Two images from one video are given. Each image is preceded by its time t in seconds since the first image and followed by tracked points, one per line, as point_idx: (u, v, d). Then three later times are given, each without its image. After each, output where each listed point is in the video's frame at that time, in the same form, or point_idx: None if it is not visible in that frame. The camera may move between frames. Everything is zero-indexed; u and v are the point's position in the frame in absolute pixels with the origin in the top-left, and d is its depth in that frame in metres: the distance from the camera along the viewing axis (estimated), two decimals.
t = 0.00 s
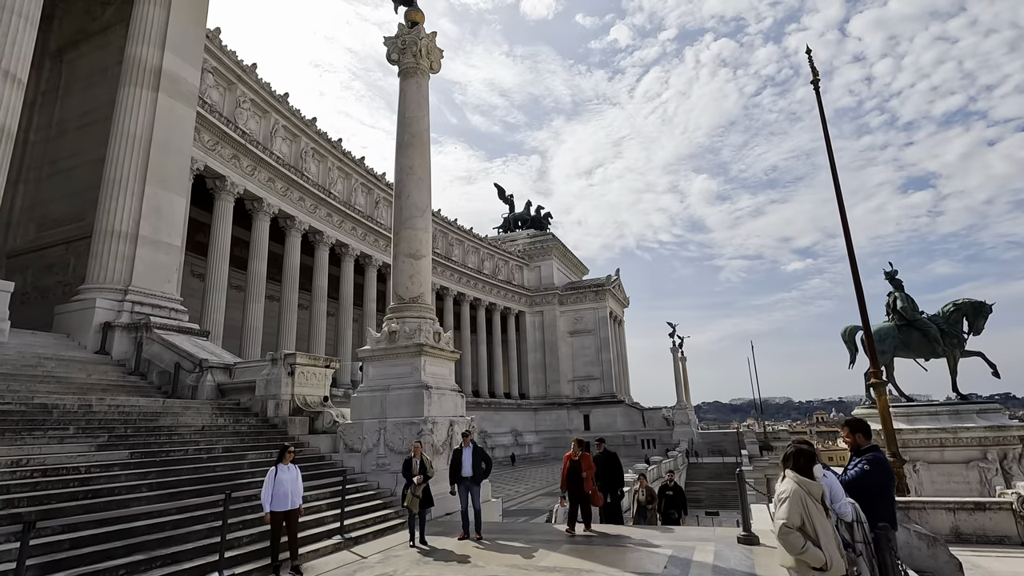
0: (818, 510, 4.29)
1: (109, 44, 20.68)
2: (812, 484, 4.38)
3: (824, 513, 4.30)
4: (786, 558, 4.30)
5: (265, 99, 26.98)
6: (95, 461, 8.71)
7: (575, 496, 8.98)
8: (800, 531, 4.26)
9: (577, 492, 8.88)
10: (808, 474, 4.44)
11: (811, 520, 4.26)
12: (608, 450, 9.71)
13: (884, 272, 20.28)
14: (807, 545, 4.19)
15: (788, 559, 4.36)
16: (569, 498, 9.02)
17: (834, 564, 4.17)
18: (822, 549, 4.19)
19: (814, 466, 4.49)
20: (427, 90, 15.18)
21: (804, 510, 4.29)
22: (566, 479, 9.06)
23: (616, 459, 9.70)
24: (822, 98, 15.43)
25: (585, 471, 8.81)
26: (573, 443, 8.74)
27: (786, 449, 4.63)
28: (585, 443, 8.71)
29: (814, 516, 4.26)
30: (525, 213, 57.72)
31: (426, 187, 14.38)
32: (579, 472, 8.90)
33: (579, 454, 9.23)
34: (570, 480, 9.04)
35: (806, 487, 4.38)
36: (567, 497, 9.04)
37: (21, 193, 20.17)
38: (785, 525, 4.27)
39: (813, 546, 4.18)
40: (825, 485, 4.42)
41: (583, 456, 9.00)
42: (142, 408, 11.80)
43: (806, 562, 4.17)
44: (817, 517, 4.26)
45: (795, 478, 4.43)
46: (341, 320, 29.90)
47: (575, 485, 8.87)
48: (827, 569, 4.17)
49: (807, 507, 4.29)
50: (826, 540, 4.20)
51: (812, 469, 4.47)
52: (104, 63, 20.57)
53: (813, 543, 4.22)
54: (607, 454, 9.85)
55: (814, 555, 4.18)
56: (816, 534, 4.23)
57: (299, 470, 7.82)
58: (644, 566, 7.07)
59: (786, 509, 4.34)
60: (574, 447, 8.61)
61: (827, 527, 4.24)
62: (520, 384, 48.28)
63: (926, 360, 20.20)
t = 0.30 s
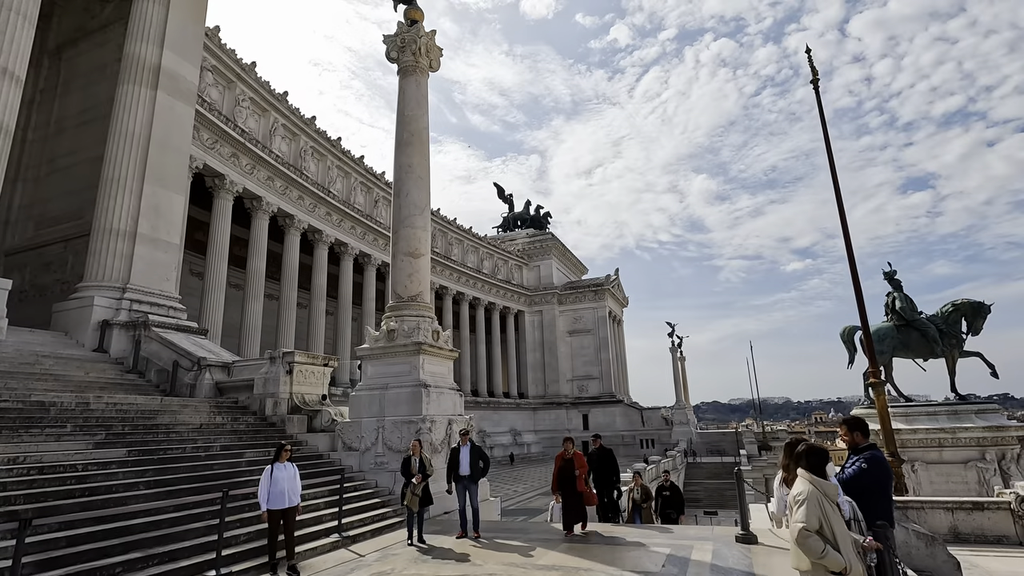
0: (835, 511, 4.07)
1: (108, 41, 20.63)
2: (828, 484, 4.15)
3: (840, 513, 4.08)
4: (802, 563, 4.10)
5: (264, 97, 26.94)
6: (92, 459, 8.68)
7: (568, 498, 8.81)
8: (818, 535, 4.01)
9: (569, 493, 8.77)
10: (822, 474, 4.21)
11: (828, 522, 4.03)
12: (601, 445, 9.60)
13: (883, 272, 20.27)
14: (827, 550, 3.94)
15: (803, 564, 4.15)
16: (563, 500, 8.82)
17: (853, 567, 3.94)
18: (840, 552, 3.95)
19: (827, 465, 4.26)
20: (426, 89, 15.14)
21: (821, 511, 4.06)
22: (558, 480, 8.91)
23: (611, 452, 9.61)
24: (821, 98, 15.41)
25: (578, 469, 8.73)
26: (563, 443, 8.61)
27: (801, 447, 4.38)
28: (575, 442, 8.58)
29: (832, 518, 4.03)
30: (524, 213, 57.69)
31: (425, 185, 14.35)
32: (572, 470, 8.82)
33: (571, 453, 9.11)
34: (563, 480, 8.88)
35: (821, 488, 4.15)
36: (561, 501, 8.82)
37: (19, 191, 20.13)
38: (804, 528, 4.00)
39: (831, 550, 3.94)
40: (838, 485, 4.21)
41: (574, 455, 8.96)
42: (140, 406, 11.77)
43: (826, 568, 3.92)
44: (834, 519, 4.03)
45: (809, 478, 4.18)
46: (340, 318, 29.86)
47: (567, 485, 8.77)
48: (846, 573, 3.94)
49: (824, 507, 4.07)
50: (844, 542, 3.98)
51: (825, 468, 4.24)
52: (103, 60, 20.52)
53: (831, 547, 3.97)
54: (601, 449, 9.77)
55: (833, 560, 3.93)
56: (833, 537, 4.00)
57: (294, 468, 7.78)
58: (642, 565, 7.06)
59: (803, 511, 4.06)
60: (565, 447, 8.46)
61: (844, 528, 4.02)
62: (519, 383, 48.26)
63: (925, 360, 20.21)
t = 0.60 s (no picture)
0: (845, 511, 3.86)
1: (104, 37, 20.52)
2: (837, 483, 3.95)
3: (850, 512, 3.89)
4: (814, 566, 3.83)
5: (261, 94, 26.84)
6: (87, 455, 8.65)
7: (563, 497, 8.73)
8: (829, 536, 3.80)
9: (562, 491, 8.69)
10: (830, 472, 4.01)
11: (839, 523, 3.83)
12: (597, 443, 9.57)
13: (880, 272, 20.32)
14: (839, 551, 3.72)
15: (815, 567, 3.87)
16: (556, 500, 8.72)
17: (867, 569, 3.74)
18: (853, 554, 3.74)
19: (835, 463, 4.07)
20: (424, 86, 15.11)
21: (832, 512, 3.85)
22: (552, 479, 8.83)
23: (607, 450, 9.55)
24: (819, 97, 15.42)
25: (573, 467, 8.71)
26: (556, 440, 8.53)
27: (807, 446, 4.18)
28: (568, 439, 8.51)
29: (843, 518, 3.83)
30: (522, 211, 57.63)
31: (422, 183, 14.32)
32: (565, 468, 8.75)
33: (563, 451, 9.05)
34: (556, 479, 8.81)
35: (829, 487, 3.95)
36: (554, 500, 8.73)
37: (14, 187, 20.03)
38: (814, 530, 3.79)
39: (844, 552, 3.72)
40: (847, 483, 4.02)
41: (568, 453, 8.93)
42: (135, 403, 11.74)
43: (838, 570, 3.71)
44: (845, 520, 3.83)
45: (817, 477, 3.98)
46: (337, 316, 29.80)
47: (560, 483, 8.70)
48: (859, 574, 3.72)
49: (833, 507, 3.87)
50: (856, 542, 3.78)
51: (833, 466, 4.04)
52: (99, 56, 20.42)
53: (843, 548, 3.76)
54: (597, 448, 9.73)
55: (846, 561, 3.72)
56: (845, 538, 3.80)
57: (290, 465, 7.77)
58: (638, 562, 7.07)
59: (813, 512, 3.85)
60: (559, 445, 8.44)
61: (856, 528, 3.82)
62: (516, 382, 48.29)
63: (920, 360, 20.28)
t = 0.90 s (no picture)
0: (848, 510, 3.66)
1: (97, 30, 20.34)
2: (840, 481, 3.73)
3: (852, 510, 3.70)
4: (815, 566, 3.60)
5: (256, 88, 26.68)
6: (78, 450, 8.60)
7: (555, 496, 8.61)
8: (832, 536, 3.59)
9: (554, 490, 8.59)
10: (830, 468, 3.79)
11: (841, 521, 3.63)
12: (593, 436, 9.41)
13: (874, 270, 20.42)
14: (843, 552, 3.53)
15: (815, 566, 3.63)
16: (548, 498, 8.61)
17: (869, 570, 3.56)
18: (855, 553, 3.56)
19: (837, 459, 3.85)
20: (420, 81, 15.06)
21: (834, 510, 3.64)
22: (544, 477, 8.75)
23: (603, 443, 9.39)
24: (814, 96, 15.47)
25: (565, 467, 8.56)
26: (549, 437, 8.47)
27: (806, 439, 3.91)
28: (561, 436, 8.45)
29: (845, 517, 3.62)
30: (519, 208, 57.58)
31: (418, 179, 14.27)
32: (557, 467, 8.63)
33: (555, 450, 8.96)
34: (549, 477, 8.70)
35: (832, 484, 3.73)
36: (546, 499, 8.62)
37: (6, 181, 19.86)
38: (819, 531, 3.57)
39: (847, 551, 3.54)
40: (848, 480, 3.81)
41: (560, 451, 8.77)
42: (128, 398, 11.67)
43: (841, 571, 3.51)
44: (848, 519, 3.64)
45: (818, 475, 3.76)
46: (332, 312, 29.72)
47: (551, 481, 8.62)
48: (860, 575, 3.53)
49: (836, 507, 3.66)
50: (860, 541, 3.59)
51: (836, 462, 3.81)
52: (92, 49, 20.23)
53: (846, 547, 3.57)
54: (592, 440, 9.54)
55: (849, 562, 3.53)
56: (848, 537, 3.60)
57: (283, 460, 7.75)
58: (631, 557, 7.10)
59: (816, 511, 3.63)
60: (551, 442, 8.39)
61: (859, 527, 3.63)
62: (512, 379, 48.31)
63: (913, 358, 20.40)
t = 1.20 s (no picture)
0: (841, 506, 3.68)
1: (87, 20, 20.09)
2: (834, 477, 3.74)
3: (846, 506, 3.71)
4: (806, 560, 3.62)
5: (249, 82, 26.45)
6: (68, 445, 8.53)
7: (544, 492, 8.57)
8: (824, 531, 3.62)
9: (543, 484, 8.61)
10: (824, 463, 3.80)
11: (834, 516, 3.65)
12: (582, 427, 9.36)
13: (866, 268, 20.57)
14: (835, 547, 3.56)
15: (805, 559, 3.66)
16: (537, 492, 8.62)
17: (861, 565, 3.59)
18: (848, 548, 3.58)
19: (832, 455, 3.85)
20: (414, 75, 14.98)
21: (827, 506, 3.66)
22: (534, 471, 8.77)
23: (593, 434, 9.34)
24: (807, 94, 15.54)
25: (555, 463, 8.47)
26: (538, 430, 8.47)
27: (800, 434, 3.90)
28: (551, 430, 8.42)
29: (837, 512, 3.64)
30: (513, 204, 57.51)
31: (411, 174, 14.21)
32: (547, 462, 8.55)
33: (546, 445, 8.99)
34: (539, 472, 8.70)
35: (825, 480, 3.74)
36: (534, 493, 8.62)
37: None
38: (811, 525, 3.59)
39: (840, 546, 3.56)
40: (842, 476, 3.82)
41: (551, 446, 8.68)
42: (118, 392, 11.59)
43: (832, 565, 3.55)
44: (841, 515, 3.66)
45: (811, 470, 3.77)
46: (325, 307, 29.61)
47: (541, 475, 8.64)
48: (851, 569, 3.57)
49: (830, 502, 3.68)
50: (853, 536, 3.60)
51: (831, 458, 3.81)
52: (82, 40, 19.98)
53: (838, 543, 3.59)
54: (582, 431, 9.48)
55: (841, 557, 3.55)
56: (841, 532, 3.61)
57: (276, 455, 7.75)
58: (622, 551, 7.14)
59: (809, 506, 3.65)
60: (541, 437, 8.39)
61: (851, 523, 3.65)
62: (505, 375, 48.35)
63: (902, 355, 20.59)
